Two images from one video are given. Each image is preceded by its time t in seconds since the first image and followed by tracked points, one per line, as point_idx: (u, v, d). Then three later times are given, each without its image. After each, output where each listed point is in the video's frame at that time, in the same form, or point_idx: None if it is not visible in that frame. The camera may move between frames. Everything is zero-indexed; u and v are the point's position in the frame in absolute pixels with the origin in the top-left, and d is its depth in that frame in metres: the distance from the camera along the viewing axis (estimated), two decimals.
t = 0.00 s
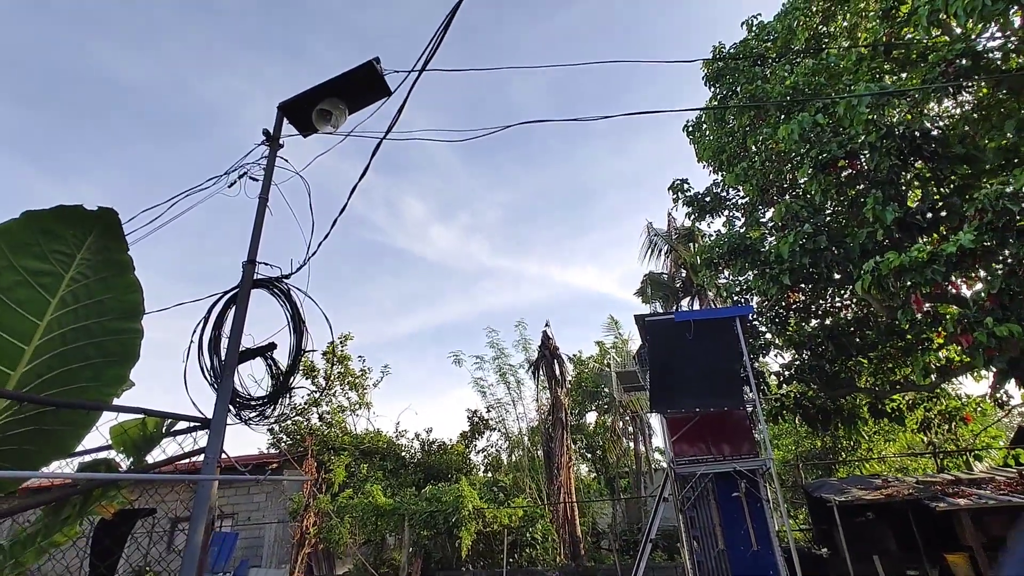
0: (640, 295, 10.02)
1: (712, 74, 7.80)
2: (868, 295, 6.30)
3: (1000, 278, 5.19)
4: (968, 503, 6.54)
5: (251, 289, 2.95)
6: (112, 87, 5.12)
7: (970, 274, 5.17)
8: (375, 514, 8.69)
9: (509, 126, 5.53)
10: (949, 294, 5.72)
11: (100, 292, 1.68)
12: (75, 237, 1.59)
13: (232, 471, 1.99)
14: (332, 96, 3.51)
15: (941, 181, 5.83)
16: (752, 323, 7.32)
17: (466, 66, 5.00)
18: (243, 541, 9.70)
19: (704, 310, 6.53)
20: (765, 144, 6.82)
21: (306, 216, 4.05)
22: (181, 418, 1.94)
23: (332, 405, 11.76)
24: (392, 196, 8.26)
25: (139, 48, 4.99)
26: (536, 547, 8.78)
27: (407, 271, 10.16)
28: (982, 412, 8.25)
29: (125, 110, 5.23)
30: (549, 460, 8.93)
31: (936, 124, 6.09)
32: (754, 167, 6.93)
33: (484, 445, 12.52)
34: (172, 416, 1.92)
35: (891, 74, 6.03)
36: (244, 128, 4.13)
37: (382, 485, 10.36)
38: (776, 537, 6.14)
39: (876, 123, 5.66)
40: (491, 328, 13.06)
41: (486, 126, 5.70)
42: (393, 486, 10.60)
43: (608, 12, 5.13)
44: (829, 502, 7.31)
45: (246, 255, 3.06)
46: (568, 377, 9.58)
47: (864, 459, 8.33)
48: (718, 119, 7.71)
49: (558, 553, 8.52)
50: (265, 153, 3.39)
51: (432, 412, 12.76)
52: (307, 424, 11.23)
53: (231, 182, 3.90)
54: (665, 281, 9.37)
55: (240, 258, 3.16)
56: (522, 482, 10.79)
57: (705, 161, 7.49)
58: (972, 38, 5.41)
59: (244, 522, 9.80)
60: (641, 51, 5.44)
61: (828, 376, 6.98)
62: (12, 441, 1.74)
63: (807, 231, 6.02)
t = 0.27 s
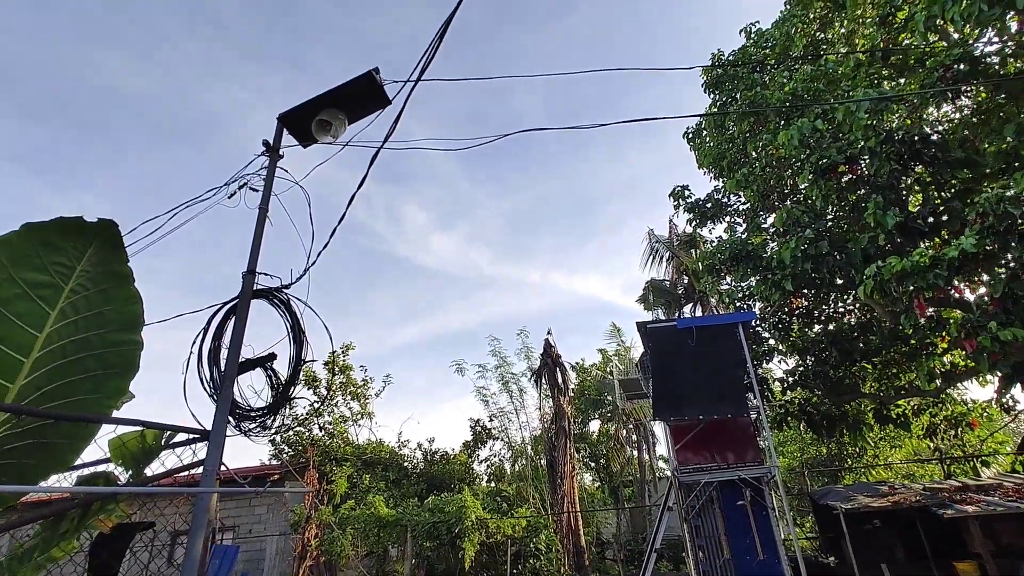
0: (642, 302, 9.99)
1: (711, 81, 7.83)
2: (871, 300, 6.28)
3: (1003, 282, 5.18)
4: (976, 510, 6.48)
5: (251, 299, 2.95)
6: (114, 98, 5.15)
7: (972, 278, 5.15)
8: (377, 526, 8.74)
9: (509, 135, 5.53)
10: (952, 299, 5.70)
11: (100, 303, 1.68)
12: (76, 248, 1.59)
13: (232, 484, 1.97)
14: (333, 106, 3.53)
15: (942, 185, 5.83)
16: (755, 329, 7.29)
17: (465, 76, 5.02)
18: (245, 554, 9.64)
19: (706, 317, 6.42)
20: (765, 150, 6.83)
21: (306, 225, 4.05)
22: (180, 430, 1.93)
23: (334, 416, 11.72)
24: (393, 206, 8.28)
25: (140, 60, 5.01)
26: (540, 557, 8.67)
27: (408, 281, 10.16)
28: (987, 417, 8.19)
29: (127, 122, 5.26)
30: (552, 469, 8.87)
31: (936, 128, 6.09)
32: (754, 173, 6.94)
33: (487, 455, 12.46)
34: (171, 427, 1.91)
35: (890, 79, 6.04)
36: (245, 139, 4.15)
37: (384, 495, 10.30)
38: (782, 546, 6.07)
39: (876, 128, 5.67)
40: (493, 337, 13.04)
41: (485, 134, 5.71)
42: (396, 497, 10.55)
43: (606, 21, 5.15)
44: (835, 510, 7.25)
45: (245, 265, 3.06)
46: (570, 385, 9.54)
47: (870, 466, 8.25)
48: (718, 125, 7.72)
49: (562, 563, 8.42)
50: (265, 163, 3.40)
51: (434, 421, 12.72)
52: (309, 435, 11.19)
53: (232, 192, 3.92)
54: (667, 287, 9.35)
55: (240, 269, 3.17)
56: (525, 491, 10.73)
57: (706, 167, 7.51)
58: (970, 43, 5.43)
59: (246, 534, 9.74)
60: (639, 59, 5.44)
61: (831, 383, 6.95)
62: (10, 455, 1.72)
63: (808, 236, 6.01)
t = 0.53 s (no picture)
0: (644, 306, 9.99)
1: (710, 86, 7.85)
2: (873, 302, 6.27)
3: (1004, 282, 5.16)
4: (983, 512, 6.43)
5: (251, 308, 2.96)
6: (116, 108, 5.19)
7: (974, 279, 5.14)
8: (379, 534, 8.57)
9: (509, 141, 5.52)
10: (954, 300, 5.69)
11: (101, 312, 1.69)
12: (76, 257, 1.61)
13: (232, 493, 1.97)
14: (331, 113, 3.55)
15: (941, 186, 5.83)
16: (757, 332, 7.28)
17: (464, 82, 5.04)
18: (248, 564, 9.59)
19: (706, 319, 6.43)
20: (764, 153, 6.85)
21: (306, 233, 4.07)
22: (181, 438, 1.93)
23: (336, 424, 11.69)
24: (393, 213, 8.30)
25: (142, 70, 5.05)
26: (543, 564, 8.59)
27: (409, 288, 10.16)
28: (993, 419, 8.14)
29: (129, 131, 5.30)
30: (556, 475, 8.83)
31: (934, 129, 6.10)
32: (753, 176, 6.95)
33: (490, 462, 12.43)
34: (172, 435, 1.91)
35: (887, 81, 6.06)
36: (245, 148, 4.17)
37: (387, 504, 10.25)
38: (788, 551, 6.02)
39: (874, 130, 5.68)
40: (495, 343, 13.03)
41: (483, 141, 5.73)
42: (399, 505, 10.49)
43: (604, 27, 5.18)
44: (841, 514, 7.19)
45: (245, 274, 3.07)
46: (573, 390, 9.52)
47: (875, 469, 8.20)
48: (717, 129, 7.75)
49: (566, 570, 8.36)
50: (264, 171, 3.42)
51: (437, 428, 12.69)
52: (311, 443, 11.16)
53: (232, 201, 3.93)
54: (668, 292, 9.34)
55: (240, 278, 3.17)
56: (529, 498, 10.67)
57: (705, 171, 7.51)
58: (966, 44, 5.44)
59: (249, 544, 9.69)
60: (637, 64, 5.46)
61: (835, 385, 6.92)
62: (12, 465, 1.72)
63: (809, 239, 6.01)
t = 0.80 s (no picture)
0: (650, 308, 9.98)
1: (713, 86, 7.85)
2: (880, 301, 6.24)
3: (1014, 279, 5.13)
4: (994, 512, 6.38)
5: (259, 313, 2.99)
6: (123, 117, 5.23)
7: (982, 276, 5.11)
8: (388, 538, 8.67)
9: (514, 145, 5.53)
10: (963, 298, 5.66)
11: (112, 319, 1.70)
12: (88, 265, 1.62)
13: (242, 495, 2.00)
14: (336, 119, 3.57)
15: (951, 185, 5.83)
16: (763, 333, 7.26)
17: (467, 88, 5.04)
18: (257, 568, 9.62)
19: (714, 321, 6.51)
20: (768, 153, 6.83)
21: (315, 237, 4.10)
22: (189, 442, 1.95)
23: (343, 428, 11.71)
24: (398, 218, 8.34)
25: (148, 79, 5.08)
26: (553, 567, 8.54)
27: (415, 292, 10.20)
28: (1005, 417, 8.07)
29: (136, 140, 5.33)
30: (563, 478, 8.81)
31: (940, 127, 6.07)
32: (758, 177, 6.95)
33: (497, 465, 12.43)
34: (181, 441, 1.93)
35: (892, 78, 6.04)
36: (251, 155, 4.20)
37: (395, 508, 10.28)
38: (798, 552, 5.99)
39: (879, 128, 5.66)
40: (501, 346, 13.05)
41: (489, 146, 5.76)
42: (407, 509, 10.53)
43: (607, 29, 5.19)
44: (851, 515, 7.16)
45: (253, 279, 3.10)
46: (579, 393, 9.51)
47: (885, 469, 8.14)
48: (720, 129, 7.74)
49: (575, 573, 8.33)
50: (271, 177, 3.45)
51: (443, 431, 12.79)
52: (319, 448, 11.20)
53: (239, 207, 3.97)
54: (674, 293, 9.33)
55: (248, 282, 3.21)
56: (537, 501, 10.67)
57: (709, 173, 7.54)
58: (972, 40, 5.42)
59: (258, 549, 9.72)
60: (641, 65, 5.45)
61: (842, 385, 6.91)
62: (25, 472, 1.73)
63: (815, 238, 5.99)
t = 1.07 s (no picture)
0: (655, 304, 9.96)
1: (716, 80, 7.82)
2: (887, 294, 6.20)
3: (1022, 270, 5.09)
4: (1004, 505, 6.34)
5: (265, 314, 3.01)
6: (128, 122, 5.26)
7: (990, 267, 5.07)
8: (396, 536, 8.70)
9: (518, 143, 5.53)
10: (971, 290, 5.61)
11: (120, 322, 1.72)
12: (95, 269, 1.64)
13: (250, 496, 2.01)
14: (339, 120, 3.58)
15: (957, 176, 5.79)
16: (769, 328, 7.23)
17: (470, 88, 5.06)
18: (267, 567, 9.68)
19: (720, 317, 6.49)
20: (773, 147, 6.80)
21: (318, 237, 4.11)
22: (196, 444, 1.97)
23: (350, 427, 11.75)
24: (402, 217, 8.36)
25: (152, 83, 5.11)
26: (561, 564, 8.53)
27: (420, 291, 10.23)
28: (1014, 410, 8.01)
29: (139, 144, 5.36)
30: (570, 475, 8.82)
31: (946, 118, 6.03)
32: (762, 171, 6.92)
33: (505, 462, 12.46)
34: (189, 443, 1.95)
35: (897, 70, 5.99)
36: (254, 157, 4.22)
37: (403, 506, 10.33)
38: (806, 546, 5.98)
39: (884, 120, 5.62)
40: (506, 344, 13.08)
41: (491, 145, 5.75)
42: (414, 507, 10.58)
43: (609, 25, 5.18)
44: (860, 509, 7.13)
45: (259, 280, 3.11)
46: (585, 390, 9.50)
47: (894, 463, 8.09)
48: (723, 124, 7.71)
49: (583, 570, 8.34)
50: (275, 179, 3.46)
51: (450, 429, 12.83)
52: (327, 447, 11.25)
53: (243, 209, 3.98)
54: (679, 289, 9.31)
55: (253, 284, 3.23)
56: (544, 498, 10.69)
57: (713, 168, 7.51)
58: (978, 29, 5.38)
59: (268, 547, 9.78)
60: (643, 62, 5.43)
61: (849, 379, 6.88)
62: (38, 474, 1.75)
63: (820, 232, 5.96)
